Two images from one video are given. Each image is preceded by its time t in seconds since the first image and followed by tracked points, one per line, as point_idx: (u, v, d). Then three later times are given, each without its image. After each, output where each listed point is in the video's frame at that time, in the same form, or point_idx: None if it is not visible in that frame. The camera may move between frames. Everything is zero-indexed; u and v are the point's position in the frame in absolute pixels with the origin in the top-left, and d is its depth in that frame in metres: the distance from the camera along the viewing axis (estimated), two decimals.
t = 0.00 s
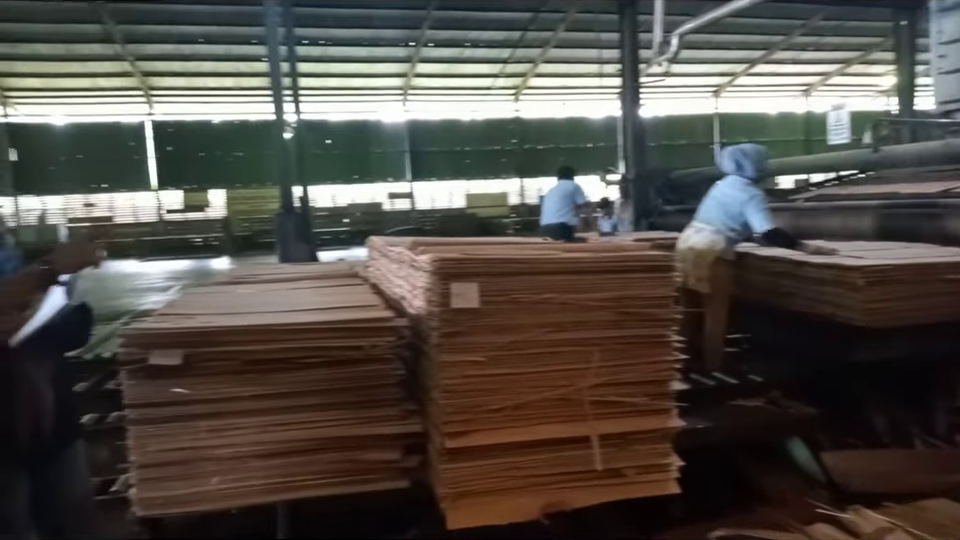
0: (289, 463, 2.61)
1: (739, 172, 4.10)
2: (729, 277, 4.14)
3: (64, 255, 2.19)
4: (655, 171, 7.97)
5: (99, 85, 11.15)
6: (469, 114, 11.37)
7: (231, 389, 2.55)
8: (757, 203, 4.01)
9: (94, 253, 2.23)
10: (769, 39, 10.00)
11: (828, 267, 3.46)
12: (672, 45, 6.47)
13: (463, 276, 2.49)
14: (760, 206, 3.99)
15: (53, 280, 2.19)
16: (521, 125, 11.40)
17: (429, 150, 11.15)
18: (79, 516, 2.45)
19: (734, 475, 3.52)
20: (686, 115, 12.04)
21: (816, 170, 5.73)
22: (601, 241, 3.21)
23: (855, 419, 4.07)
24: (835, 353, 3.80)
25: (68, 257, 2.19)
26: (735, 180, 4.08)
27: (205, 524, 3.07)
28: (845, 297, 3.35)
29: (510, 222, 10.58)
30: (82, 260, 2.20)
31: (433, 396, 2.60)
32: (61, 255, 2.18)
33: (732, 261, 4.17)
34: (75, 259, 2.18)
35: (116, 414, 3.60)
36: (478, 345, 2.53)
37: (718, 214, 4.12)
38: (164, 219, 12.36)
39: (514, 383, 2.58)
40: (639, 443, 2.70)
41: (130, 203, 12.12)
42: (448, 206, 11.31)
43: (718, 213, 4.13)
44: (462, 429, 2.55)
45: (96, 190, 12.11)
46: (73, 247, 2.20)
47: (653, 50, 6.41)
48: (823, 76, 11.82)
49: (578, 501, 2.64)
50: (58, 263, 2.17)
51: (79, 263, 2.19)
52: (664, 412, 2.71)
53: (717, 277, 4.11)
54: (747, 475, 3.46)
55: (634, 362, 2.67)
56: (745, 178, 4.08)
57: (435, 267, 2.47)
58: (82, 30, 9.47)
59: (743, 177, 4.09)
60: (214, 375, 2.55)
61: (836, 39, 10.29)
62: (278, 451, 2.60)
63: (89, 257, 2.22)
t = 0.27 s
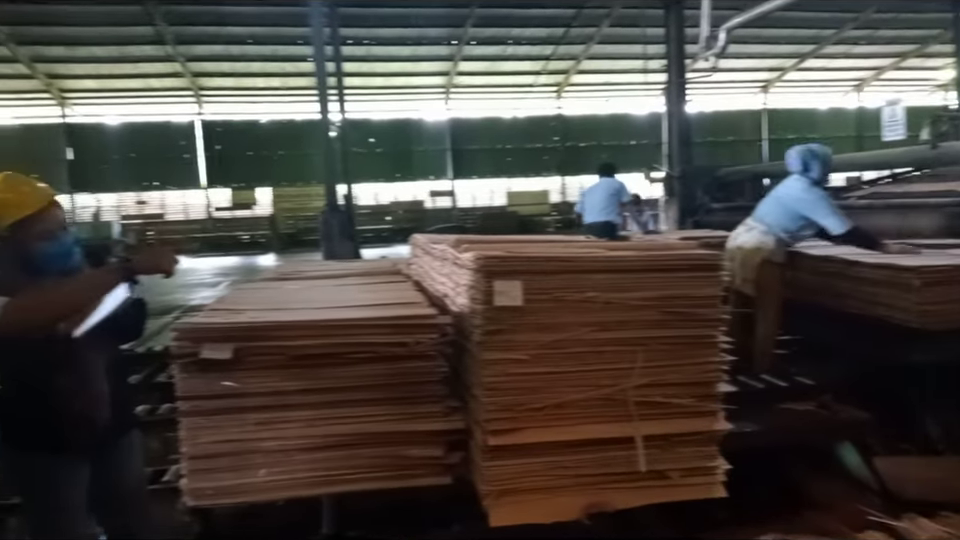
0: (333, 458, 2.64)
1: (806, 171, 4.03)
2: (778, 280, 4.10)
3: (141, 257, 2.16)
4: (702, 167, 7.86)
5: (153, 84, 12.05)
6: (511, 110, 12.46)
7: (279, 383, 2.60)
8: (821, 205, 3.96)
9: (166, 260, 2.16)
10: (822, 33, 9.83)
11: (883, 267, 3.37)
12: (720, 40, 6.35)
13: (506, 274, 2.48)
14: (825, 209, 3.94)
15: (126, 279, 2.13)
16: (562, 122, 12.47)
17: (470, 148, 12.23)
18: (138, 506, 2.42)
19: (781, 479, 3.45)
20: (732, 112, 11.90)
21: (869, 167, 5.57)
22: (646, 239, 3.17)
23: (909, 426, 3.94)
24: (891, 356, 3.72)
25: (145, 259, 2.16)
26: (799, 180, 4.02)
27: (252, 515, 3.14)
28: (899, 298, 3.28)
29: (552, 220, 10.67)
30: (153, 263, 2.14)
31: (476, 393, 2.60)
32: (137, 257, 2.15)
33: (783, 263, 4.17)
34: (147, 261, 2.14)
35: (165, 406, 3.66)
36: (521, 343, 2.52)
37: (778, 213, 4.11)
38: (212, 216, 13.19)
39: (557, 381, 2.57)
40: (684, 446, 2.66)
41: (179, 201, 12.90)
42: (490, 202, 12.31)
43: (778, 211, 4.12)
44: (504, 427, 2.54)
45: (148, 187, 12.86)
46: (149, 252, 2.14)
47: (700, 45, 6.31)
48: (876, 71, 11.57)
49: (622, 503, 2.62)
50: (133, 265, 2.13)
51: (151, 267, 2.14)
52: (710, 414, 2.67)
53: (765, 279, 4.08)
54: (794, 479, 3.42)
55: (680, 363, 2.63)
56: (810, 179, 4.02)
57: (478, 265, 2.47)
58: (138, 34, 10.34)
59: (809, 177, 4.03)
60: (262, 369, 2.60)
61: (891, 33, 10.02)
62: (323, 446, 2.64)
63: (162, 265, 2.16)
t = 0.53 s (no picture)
0: (382, 453, 2.69)
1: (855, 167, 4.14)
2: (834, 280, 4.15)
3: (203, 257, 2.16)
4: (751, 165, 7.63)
5: (208, 89, 14.49)
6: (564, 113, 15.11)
7: (331, 379, 2.66)
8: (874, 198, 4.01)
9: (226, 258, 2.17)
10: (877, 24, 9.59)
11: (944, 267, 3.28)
12: (771, 35, 6.23)
13: (553, 273, 2.49)
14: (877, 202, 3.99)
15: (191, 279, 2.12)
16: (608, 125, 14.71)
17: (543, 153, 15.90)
18: (191, 493, 2.52)
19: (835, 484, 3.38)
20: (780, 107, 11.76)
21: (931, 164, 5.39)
22: (695, 238, 3.14)
23: None
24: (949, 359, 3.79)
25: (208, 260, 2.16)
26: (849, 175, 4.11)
27: (305, 508, 3.21)
28: None
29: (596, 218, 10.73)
30: (217, 266, 2.15)
31: (523, 392, 2.61)
32: (200, 259, 2.14)
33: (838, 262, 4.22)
34: (211, 263, 2.14)
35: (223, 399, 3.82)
36: (568, 342, 2.53)
37: (830, 210, 4.18)
38: (264, 214, 15.68)
39: (605, 380, 2.56)
40: (734, 448, 2.63)
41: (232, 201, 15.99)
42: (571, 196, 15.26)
43: (830, 208, 4.18)
44: (552, 425, 2.55)
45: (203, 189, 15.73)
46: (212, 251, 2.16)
47: (750, 40, 6.21)
48: (935, 64, 11.29)
49: (671, 504, 2.59)
50: (197, 267, 2.12)
51: (214, 269, 2.14)
52: (762, 416, 2.63)
53: (821, 279, 4.13)
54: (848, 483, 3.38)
55: (731, 363, 2.60)
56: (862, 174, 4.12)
57: (526, 264, 2.48)
58: (198, 39, 12.05)
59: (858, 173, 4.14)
60: (314, 365, 2.66)
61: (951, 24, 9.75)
62: (373, 441, 2.69)
63: (224, 267, 2.17)
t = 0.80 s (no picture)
0: (422, 446, 2.74)
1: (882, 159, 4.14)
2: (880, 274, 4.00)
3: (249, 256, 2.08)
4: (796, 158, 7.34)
5: (250, 89, 14.89)
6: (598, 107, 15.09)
7: (372, 372, 2.71)
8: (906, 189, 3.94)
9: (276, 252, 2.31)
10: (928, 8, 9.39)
11: None
12: (816, 25, 6.09)
13: (592, 268, 2.49)
14: (910, 191, 3.93)
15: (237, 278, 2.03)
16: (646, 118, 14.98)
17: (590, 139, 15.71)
18: (239, 484, 2.56)
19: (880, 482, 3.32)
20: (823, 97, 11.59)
21: None
22: (737, 234, 3.10)
23: None
24: None
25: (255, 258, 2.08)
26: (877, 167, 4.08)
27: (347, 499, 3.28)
28: None
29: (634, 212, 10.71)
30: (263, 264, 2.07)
31: (561, 387, 2.62)
32: (247, 258, 2.05)
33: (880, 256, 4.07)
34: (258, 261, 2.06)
35: (266, 392, 3.99)
36: (607, 338, 2.53)
37: (864, 204, 4.07)
38: (304, 212, 16.18)
39: (644, 377, 2.56)
40: (776, 446, 2.60)
41: (275, 199, 16.19)
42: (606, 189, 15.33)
43: (863, 201, 4.08)
44: (590, 420, 2.55)
45: (245, 186, 16.13)
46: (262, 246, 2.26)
47: (793, 32, 6.09)
48: None
49: (712, 501, 2.58)
50: (243, 264, 2.03)
51: (261, 267, 2.06)
52: (806, 415, 2.59)
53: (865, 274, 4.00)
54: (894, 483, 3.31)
55: (774, 360, 2.57)
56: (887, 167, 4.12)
57: (566, 259, 2.49)
58: (240, 41, 12.44)
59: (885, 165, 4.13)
60: (356, 358, 2.72)
61: None
62: (413, 433, 2.73)
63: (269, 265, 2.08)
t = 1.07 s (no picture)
0: (455, 443, 2.76)
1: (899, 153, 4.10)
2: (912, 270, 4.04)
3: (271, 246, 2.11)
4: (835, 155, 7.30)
5: (284, 89, 15.12)
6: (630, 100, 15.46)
7: (406, 370, 2.74)
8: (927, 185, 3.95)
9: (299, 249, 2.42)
10: None
11: None
12: (855, 18, 5.96)
13: (626, 267, 2.48)
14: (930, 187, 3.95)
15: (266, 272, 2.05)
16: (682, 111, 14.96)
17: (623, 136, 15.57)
18: (276, 477, 2.62)
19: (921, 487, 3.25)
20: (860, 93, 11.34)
21: None
22: (774, 232, 3.06)
23: None
24: None
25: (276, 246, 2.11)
26: (896, 163, 4.06)
27: (380, 495, 3.32)
28: None
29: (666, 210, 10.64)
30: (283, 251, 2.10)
31: (594, 386, 2.61)
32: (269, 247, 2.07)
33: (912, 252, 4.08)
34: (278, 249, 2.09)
35: (301, 389, 4.09)
36: (641, 337, 2.51)
37: (886, 201, 4.06)
38: (337, 212, 16.29)
39: (678, 377, 2.54)
40: (814, 448, 2.56)
41: (309, 199, 16.13)
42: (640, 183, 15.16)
43: (883, 198, 4.07)
44: (624, 420, 2.54)
45: (281, 186, 16.18)
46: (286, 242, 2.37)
47: (832, 26, 5.96)
48: None
49: (748, 503, 2.55)
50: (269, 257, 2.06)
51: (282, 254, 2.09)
52: (845, 416, 2.55)
53: (898, 273, 4.03)
54: (936, 487, 3.24)
55: (812, 361, 2.53)
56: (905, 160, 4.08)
57: (599, 258, 2.49)
58: (274, 42, 12.62)
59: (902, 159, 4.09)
60: (389, 356, 2.75)
61: None
62: (445, 431, 2.75)
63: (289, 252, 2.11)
